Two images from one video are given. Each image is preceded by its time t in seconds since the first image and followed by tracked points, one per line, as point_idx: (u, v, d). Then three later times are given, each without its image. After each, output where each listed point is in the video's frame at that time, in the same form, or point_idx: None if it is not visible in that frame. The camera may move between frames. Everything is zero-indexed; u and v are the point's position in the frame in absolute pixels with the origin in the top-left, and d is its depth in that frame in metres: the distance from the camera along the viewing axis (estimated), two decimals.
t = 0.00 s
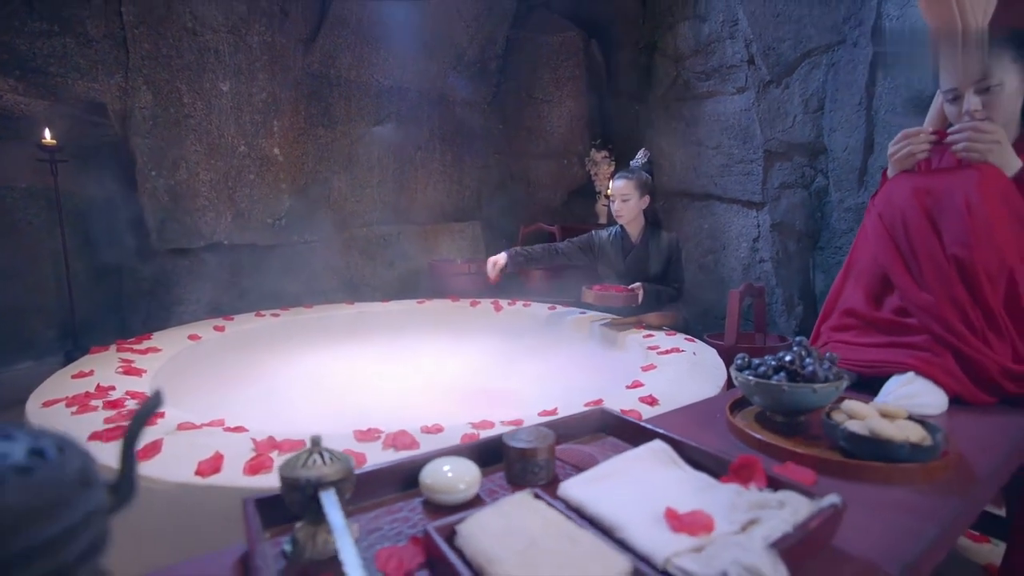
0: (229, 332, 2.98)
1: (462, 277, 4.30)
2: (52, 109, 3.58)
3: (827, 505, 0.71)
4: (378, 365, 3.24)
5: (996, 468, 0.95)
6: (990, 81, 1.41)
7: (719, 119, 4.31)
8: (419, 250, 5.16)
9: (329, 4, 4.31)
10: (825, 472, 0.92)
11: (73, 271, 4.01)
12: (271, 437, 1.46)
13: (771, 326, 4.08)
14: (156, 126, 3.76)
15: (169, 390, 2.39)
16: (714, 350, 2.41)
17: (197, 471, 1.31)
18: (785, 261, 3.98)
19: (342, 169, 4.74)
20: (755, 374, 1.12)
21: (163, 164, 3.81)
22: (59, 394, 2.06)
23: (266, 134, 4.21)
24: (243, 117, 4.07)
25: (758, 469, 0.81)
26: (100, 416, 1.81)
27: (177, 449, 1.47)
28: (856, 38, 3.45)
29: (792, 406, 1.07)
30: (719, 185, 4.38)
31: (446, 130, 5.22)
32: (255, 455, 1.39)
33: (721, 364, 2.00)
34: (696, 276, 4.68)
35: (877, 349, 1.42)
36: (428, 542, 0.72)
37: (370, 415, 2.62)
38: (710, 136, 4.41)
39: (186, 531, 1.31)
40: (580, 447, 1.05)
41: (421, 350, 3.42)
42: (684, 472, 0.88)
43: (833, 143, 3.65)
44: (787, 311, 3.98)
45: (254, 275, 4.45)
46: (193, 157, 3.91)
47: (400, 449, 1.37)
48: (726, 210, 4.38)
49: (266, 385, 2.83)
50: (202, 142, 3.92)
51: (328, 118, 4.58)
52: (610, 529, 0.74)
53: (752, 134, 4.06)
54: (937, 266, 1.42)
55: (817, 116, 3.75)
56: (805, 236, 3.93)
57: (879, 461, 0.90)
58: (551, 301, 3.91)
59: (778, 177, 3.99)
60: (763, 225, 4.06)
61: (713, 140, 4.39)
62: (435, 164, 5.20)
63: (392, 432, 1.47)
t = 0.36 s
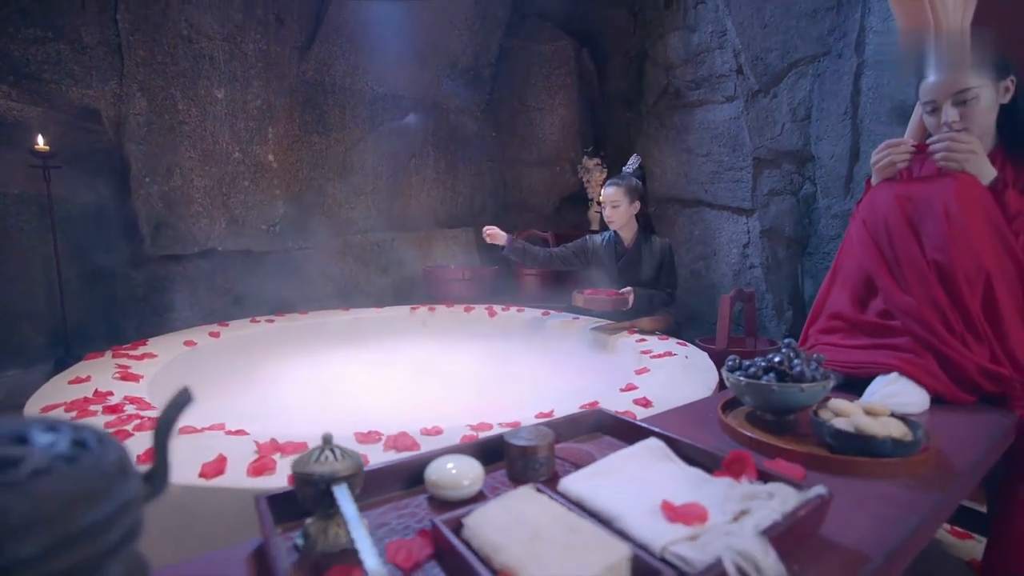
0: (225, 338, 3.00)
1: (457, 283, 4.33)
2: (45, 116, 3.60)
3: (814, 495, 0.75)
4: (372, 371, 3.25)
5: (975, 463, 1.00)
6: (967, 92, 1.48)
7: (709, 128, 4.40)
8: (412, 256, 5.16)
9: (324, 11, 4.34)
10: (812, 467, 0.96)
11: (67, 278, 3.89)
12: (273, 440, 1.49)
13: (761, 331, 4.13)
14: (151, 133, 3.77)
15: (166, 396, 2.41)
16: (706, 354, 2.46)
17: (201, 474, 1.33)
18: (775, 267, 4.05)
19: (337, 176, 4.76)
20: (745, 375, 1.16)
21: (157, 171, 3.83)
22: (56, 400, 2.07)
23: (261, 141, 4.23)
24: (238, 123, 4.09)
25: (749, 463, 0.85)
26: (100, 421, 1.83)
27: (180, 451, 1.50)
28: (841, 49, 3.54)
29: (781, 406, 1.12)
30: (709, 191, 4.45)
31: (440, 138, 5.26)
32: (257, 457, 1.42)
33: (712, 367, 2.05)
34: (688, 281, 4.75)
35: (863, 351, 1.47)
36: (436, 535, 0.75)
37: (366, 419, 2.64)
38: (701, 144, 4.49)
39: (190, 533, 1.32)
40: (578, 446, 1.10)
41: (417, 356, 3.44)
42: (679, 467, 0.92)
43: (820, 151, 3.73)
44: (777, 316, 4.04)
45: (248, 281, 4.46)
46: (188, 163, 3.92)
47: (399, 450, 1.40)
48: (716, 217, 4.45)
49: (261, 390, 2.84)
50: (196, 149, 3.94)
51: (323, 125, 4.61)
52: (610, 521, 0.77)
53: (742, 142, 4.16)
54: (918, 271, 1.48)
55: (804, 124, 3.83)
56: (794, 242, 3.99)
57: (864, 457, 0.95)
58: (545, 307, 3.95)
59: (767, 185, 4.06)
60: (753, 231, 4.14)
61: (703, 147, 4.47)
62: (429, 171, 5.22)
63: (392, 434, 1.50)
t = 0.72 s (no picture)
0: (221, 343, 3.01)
1: (452, 287, 4.36)
2: (39, 119, 3.63)
3: (804, 486, 0.79)
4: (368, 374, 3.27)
5: (957, 457, 1.04)
6: (949, 102, 1.53)
7: (701, 134, 4.46)
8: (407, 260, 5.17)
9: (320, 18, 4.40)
10: (802, 462, 1.01)
11: (59, 282, 3.89)
12: (277, 441, 1.48)
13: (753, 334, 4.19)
14: (146, 137, 3.79)
15: (164, 399, 2.42)
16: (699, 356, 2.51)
17: (206, 474, 1.29)
18: (766, 270, 4.11)
19: (332, 181, 4.79)
20: (738, 375, 1.20)
21: (152, 175, 3.84)
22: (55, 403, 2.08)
23: (256, 146, 4.25)
24: (233, 128, 4.11)
25: (742, 457, 0.89)
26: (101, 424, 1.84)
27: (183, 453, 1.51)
28: (829, 57, 3.60)
29: (772, 405, 1.16)
30: (701, 196, 4.52)
31: (434, 143, 5.30)
32: (262, 458, 1.40)
33: (705, 368, 2.10)
34: (680, 285, 4.81)
35: (851, 351, 1.52)
36: (444, 527, 0.78)
37: (363, 420, 2.67)
38: (692, 149, 4.55)
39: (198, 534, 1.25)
40: (578, 444, 1.13)
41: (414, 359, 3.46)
42: (675, 462, 0.95)
43: (810, 156, 3.80)
44: (768, 319, 4.10)
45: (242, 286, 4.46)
46: (183, 168, 3.94)
47: (401, 451, 1.41)
48: (708, 221, 4.51)
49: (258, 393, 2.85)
50: (192, 154, 3.96)
51: (318, 130, 4.64)
52: (611, 513, 0.81)
53: (733, 148, 4.22)
54: (904, 274, 1.53)
55: (793, 130, 3.90)
56: (784, 246, 4.05)
57: (851, 451, 0.99)
58: (539, 310, 3.98)
59: (758, 190, 4.13)
60: (744, 235, 4.20)
61: (695, 153, 4.53)
62: (424, 176, 5.26)
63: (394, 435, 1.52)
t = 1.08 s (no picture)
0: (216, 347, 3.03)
1: (447, 291, 4.38)
2: (32, 123, 3.64)
3: (793, 479, 0.83)
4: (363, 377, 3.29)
5: (939, 452, 1.09)
6: (930, 111, 1.58)
7: (692, 139, 4.53)
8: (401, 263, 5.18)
9: (314, 24, 4.42)
10: (792, 458, 1.05)
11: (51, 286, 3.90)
12: (279, 442, 1.50)
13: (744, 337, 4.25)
14: (139, 140, 3.80)
15: (162, 401, 2.44)
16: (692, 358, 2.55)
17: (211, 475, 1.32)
18: (756, 274, 4.16)
19: (326, 185, 4.81)
20: (730, 375, 1.24)
21: (145, 179, 3.85)
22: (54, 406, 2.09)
23: (250, 150, 4.26)
24: (228, 132, 4.12)
25: (734, 453, 0.93)
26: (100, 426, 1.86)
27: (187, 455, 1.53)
28: (816, 64, 3.67)
29: (763, 404, 1.20)
30: (692, 201, 4.59)
31: (429, 147, 5.32)
32: (264, 458, 1.43)
33: (697, 369, 2.14)
34: (673, 288, 4.87)
35: (837, 351, 1.57)
36: (451, 520, 0.82)
37: (359, 422, 2.69)
38: (684, 154, 4.62)
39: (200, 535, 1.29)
40: (576, 442, 1.17)
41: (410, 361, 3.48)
42: (671, 458, 0.99)
43: (798, 161, 3.86)
44: (759, 322, 4.16)
45: (236, 290, 4.47)
46: (176, 172, 3.94)
47: (401, 450, 1.44)
48: (699, 225, 4.58)
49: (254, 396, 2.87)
50: (186, 158, 3.97)
51: (312, 134, 4.66)
52: (610, 506, 0.84)
53: (723, 153, 4.29)
54: (888, 277, 1.58)
55: (782, 136, 3.96)
56: (774, 249, 4.11)
57: (839, 447, 1.04)
58: (533, 313, 4.02)
59: (749, 194, 4.19)
60: (734, 239, 4.26)
61: (686, 158, 4.60)
62: (418, 180, 5.28)
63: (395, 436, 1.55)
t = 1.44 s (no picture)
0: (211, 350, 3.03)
1: (441, 295, 4.41)
2: (22, 126, 3.69)
3: (782, 472, 0.87)
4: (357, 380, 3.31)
5: (920, 448, 1.14)
6: (911, 121, 1.64)
7: (683, 145, 4.61)
8: (395, 267, 5.17)
9: (309, 30, 4.45)
10: (782, 454, 1.09)
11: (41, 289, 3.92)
12: (281, 444, 1.53)
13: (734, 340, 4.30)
14: (132, 144, 3.81)
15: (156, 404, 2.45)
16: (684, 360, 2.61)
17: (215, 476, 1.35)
18: (746, 277, 4.22)
19: (320, 190, 4.82)
20: (722, 376, 1.29)
21: (138, 182, 3.85)
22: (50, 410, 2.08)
23: (244, 154, 4.26)
24: (221, 136, 4.12)
25: (726, 448, 0.97)
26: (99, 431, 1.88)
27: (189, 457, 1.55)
28: (803, 72, 3.73)
29: (753, 404, 1.24)
30: (683, 205, 4.66)
31: (423, 152, 5.35)
32: (267, 460, 1.46)
33: (688, 371, 2.20)
34: (664, 292, 4.94)
35: (825, 352, 1.62)
36: (457, 515, 0.85)
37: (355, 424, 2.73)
38: (674, 160, 4.70)
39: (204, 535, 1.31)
40: (574, 440, 1.21)
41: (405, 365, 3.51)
42: (666, 454, 1.03)
43: (787, 167, 3.90)
44: (749, 324, 4.22)
45: (229, 294, 4.46)
46: (169, 175, 3.94)
47: (402, 451, 1.47)
48: (690, 230, 4.65)
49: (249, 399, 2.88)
50: (180, 162, 3.97)
51: (306, 138, 4.67)
52: (609, 501, 0.88)
53: (713, 159, 4.37)
54: (872, 280, 1.63)
55: (771, 142, 4.02)
56: (763, 253, 4.16)
57: (824, 444, 1.08)
58: (527, 317, 4.06)
59: (739, 199, 4.26)
60: (725, 243, 4.34)
61: (677, 163, 4.68)
62: (411, 185, 5.31)
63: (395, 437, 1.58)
